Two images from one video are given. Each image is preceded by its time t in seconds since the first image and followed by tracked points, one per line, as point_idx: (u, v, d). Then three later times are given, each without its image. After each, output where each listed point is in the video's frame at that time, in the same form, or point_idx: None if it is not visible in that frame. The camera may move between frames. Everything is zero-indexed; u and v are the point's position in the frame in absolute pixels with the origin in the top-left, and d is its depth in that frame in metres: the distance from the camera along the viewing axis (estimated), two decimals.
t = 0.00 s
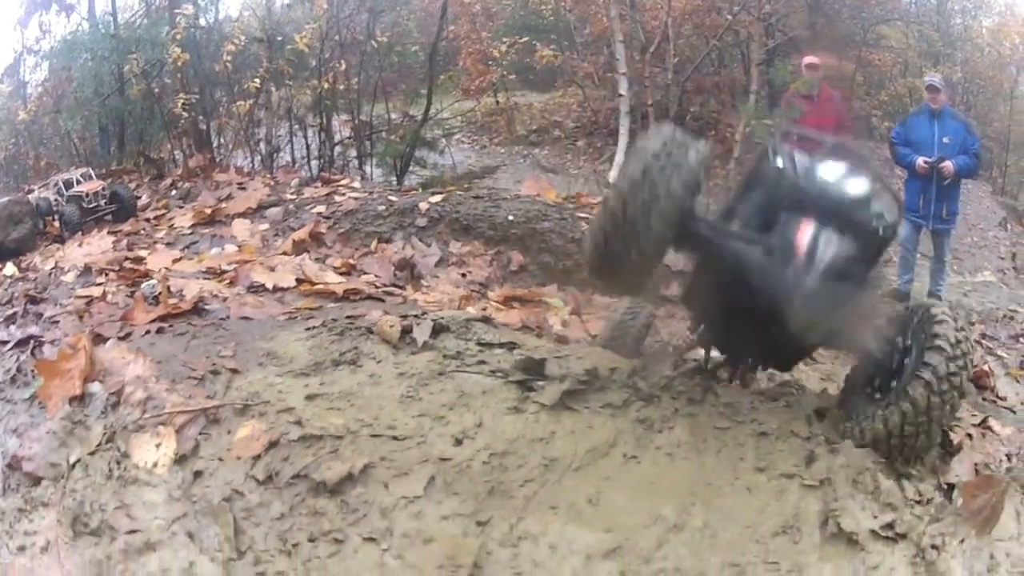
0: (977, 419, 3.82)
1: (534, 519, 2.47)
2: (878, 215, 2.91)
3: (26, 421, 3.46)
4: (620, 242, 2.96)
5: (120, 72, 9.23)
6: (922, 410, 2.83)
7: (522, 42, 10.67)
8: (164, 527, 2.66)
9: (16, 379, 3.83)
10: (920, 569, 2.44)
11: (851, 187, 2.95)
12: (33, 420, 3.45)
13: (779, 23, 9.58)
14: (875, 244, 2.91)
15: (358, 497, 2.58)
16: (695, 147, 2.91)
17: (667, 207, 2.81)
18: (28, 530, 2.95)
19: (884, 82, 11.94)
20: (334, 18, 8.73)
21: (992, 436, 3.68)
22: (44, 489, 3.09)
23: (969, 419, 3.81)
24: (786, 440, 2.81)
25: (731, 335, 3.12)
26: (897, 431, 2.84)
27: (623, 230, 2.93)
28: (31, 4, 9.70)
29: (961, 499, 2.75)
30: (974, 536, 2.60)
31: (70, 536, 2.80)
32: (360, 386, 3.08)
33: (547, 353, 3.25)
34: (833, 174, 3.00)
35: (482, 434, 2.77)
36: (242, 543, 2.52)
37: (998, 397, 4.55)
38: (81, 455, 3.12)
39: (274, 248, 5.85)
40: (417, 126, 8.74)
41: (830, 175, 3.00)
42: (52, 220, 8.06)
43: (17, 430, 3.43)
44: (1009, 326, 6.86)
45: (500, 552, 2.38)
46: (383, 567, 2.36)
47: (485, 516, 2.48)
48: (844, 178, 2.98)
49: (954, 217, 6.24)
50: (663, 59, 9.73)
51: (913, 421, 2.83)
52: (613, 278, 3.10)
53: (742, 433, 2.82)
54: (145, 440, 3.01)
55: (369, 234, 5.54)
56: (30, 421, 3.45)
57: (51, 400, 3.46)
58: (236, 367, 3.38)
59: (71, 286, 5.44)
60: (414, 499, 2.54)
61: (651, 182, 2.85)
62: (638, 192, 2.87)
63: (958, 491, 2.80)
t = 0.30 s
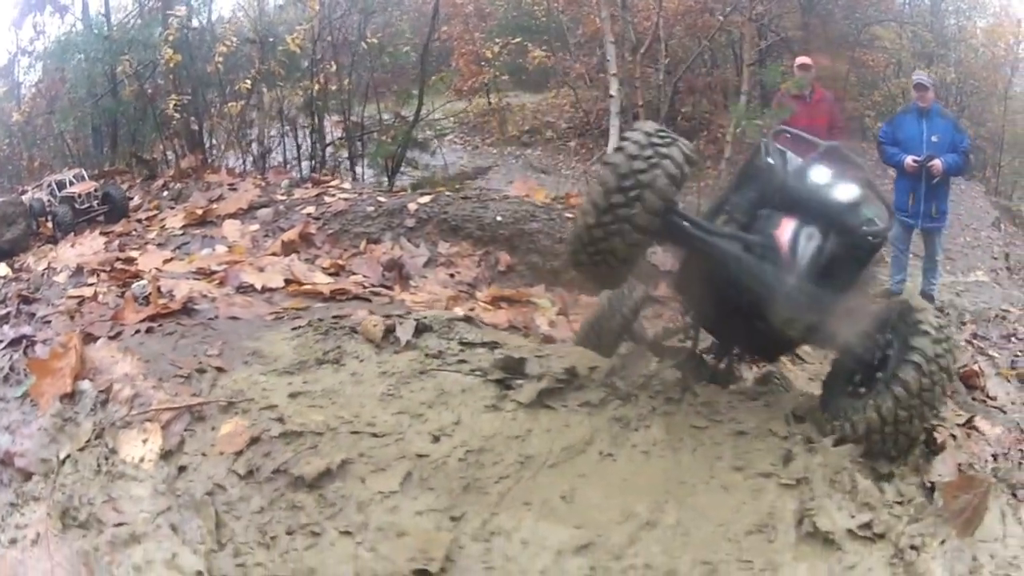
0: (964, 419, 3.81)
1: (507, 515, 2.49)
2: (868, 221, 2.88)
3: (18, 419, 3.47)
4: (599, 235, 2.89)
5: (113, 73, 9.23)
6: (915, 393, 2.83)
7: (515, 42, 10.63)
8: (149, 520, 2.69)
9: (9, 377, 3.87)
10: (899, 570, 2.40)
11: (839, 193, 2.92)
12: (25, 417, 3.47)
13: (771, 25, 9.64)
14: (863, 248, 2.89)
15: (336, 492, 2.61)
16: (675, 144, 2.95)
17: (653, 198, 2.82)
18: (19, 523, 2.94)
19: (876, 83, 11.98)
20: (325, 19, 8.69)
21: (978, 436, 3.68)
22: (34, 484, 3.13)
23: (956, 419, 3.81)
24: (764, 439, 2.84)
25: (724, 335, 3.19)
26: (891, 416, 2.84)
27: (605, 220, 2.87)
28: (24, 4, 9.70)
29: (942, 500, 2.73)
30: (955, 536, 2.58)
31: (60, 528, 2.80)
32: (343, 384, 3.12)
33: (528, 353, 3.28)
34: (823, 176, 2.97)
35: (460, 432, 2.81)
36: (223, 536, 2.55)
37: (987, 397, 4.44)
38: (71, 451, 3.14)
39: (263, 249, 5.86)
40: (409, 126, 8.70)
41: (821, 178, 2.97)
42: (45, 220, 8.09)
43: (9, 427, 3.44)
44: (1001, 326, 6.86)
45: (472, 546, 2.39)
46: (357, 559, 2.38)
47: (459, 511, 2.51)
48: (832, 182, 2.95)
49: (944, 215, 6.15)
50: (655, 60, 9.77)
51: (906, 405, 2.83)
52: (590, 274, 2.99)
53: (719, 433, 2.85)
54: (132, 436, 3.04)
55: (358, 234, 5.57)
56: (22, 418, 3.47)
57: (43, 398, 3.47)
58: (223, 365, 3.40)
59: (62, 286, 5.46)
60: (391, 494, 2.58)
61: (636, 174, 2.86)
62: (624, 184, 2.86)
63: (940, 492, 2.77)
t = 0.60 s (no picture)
0: (951, 416, 3.81)
1: (483, 510, 2.51)
2: (848, 211, 2.93)
3: (11, 418, 3.51)
4: (569, 244, 2.91)
5: (105, 74, 9.22)
6: (893, 376, 2.89)
7: (505, 42, 10.72)
8: (136, 515, 2.71)
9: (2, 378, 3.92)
10: (882, 567, 2.39)
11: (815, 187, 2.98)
12: (17, 416, 3.51)
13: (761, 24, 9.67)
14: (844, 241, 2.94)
15: (316, 487, 2.63)
16: (644, 149, 2.91)
17: (617, 208, 2.81)
18: (14, 519, 3.01)
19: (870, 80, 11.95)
20: (316, 19, 8.68)
21: (965, 434, 3.68)
22: (27, 482, 3.18)
23: (943, 415, 3.82)
24: (744, 435, 2.86)
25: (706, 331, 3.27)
26: (870, 402, 2.88)
27: (572, 230, 2.89)
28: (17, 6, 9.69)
29: (926, 496, 2.72)
30: (940, 533, 2.57)
31: (50, 524, 2.86)
32: (326, 381, 3.14)
33: (509, 350, 3.29)
34: (799, 171, 3.03)
35: (439, 429, 2.83)
36: (206, 530, 2.56)
37: (979, 393, 4.43)
38: (60, 450, 3.19)
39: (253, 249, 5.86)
40: (399, 126, 8.73)
41: (795, 172, 3.02)
42: (37, 222, 8.12)
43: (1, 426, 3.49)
44: (992, 322, 6.87)
45: (448, 541, 2.41)
46: (334, 553, 2.39)
47: (436, 506, 2.52)
48: (807, 176, 3.01)
49: (934, 212, 6.19)
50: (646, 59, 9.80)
51: (884, 388, 2.89)
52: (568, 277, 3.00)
53: (699, 430, 2.87)
54: (119, 434, 3.06)
55: (347, 234, 5.59)
56: (14, 417, 3.51)
57: (34, 398, 3.51)
58: (209, 364, 3.42)
59: (54, 287, 5.47)
60: (369, 490, 2.59)
61: (601, 184, 2.85)
62: (590, 194, 2.86)
63: (923, 488, 2.76)
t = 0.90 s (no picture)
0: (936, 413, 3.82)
1: (454, 508, 2.52)
2: (797, 205, 3.01)
3: None
4: (531, 240, 3.19)
5: (94, 77, 9.21)
6: (857, 353, 2.93)
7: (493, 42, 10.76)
8: (116, 512, 2.72)
9: None
10: (858, 568, 2.39)
11: (764, 186, 3.07)
12: (5, 416, 3.49)
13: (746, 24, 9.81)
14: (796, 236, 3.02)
15: (290, 485, 2.64)
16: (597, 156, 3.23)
17: (574, 200, 3.11)
18: None
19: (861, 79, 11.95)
20: (304, 21, 8.65)
21: (949, 431, 3.69)
22: (13, 481, 3.15)
23: (927, 412, 3.83)
24: (720, 432, 2.88)
25: (682, 334, 3.28)
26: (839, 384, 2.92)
27: (533, 224, 3.18)
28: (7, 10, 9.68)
29: (906, 496, 2.68)
30: (920, 533, 2.56)
31: (36, 521, 2.83)
32: (304, 381, 3.15)
33: (486, 350, 3.32)
34: (748, 173, 3.13)
35: (414, 427, 2.85)
36: (183, 527, 2.57)
37: (966, 390, 4.43)
38: (49, 449, 3.19)
39: (239, 252, 5.85)
40: (387, 127, 8.75)
41: (745, 175, 3.13)
42: (26, 226, 8.16)
43: None
44: (981, 319, 6.89)
45: (418, 539, 2.42)
46: (306, 549, 2.40)
47: (407, 504, 2.54)
48: (756, 177, 3.11)
49: (921, 209, 6.20)
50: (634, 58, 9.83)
51: (851, 367, 2.93)
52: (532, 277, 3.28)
53: (674, 428, 2.89)
54: (102, 434, 3.07)
55: (332, 236, 5.61)
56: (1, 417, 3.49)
57: (22, 398, 3.49)
58: (191, 365, 3.42)
59: (43, 290, 5.48)
60: (342, 487, 2.61)
61: (559, 180, 3.17)
62: (548, 192, 3.17)
63: (903, 488, 2.71)
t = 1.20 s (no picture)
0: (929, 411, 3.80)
1: (433, 510, 2.53)
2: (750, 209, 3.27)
3: None
4: (491, 253, 3.28)
5: (85, 80, 9.20)
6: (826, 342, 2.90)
7: (485, 43, 10.65)
8: (104, 512, 2.72)
9: None
10: (842, 570, 2.37)
11: (718, 194, 3.33)
12: None
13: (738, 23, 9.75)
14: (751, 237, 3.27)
15: (271, 486, 2.65)
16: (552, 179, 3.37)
17: (533, 212, 3.24)
18: None
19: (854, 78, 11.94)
20: (295, 23, 8.64)
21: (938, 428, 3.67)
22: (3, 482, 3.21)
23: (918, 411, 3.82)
24: (702, 434, 2.90)
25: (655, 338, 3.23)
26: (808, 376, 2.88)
27: (493, 238, 3.29)
28: None
29: (891, 497, 2.65)
30: (907, 536, 2.52)
31: (25, 522, 2.88)
32: (288, 383, 3.16)
33: (469, 351, 3.34)
34: (701, 182, 3.38)
35: (395, 429, 2.86)
36: (166, 527, 2.57)
37: (958, 389, 4.42)
38: (38, 449, 3.22)
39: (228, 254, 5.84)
40: (378, 129, 8.73)
41: (699, 183, 3.37)
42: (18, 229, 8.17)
43: None
44: (973, 318, 6.89)
45: (397, 541, 2.43)
46: (285, 549, 2.41)
47: (386, 506, 2.54)
48: (710, 185, 3.36)
49: (913, 207, 6.19)
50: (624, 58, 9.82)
51: (821, 355, 2.90)
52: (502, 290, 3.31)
53: (656, 429, 2.91)
54: (89, 435, 3.07)
55: (321, 238, 5.61)
56: None
57: (12, 401, 3.52)
58: (177, 367, 3.42)
59: (33, 294, 5.48)
60: (322, 489, 2.62)
61: (516, 197, 3.32)
62: (506, 210, 3.32)
63: (888, 490, 2.67)
